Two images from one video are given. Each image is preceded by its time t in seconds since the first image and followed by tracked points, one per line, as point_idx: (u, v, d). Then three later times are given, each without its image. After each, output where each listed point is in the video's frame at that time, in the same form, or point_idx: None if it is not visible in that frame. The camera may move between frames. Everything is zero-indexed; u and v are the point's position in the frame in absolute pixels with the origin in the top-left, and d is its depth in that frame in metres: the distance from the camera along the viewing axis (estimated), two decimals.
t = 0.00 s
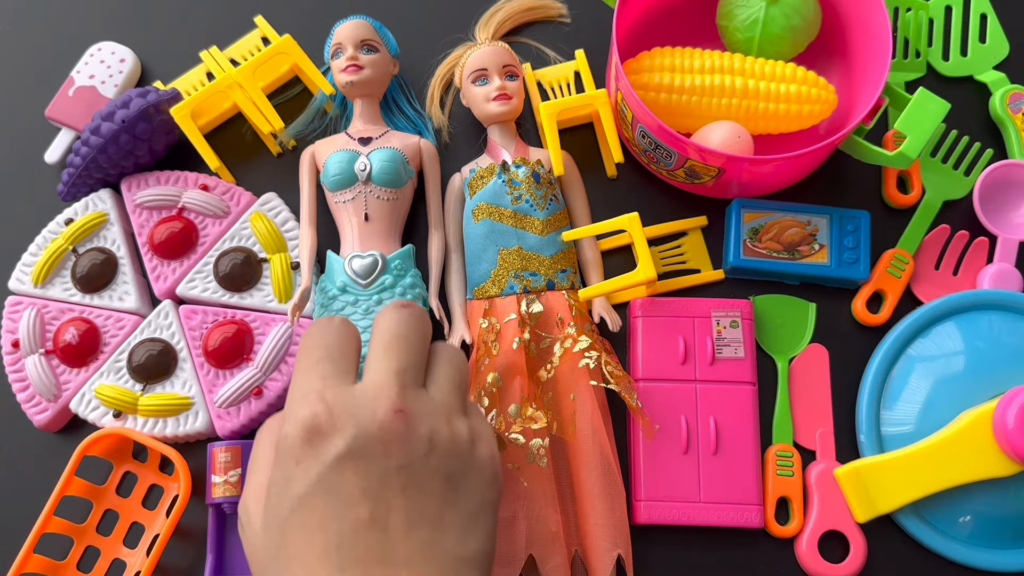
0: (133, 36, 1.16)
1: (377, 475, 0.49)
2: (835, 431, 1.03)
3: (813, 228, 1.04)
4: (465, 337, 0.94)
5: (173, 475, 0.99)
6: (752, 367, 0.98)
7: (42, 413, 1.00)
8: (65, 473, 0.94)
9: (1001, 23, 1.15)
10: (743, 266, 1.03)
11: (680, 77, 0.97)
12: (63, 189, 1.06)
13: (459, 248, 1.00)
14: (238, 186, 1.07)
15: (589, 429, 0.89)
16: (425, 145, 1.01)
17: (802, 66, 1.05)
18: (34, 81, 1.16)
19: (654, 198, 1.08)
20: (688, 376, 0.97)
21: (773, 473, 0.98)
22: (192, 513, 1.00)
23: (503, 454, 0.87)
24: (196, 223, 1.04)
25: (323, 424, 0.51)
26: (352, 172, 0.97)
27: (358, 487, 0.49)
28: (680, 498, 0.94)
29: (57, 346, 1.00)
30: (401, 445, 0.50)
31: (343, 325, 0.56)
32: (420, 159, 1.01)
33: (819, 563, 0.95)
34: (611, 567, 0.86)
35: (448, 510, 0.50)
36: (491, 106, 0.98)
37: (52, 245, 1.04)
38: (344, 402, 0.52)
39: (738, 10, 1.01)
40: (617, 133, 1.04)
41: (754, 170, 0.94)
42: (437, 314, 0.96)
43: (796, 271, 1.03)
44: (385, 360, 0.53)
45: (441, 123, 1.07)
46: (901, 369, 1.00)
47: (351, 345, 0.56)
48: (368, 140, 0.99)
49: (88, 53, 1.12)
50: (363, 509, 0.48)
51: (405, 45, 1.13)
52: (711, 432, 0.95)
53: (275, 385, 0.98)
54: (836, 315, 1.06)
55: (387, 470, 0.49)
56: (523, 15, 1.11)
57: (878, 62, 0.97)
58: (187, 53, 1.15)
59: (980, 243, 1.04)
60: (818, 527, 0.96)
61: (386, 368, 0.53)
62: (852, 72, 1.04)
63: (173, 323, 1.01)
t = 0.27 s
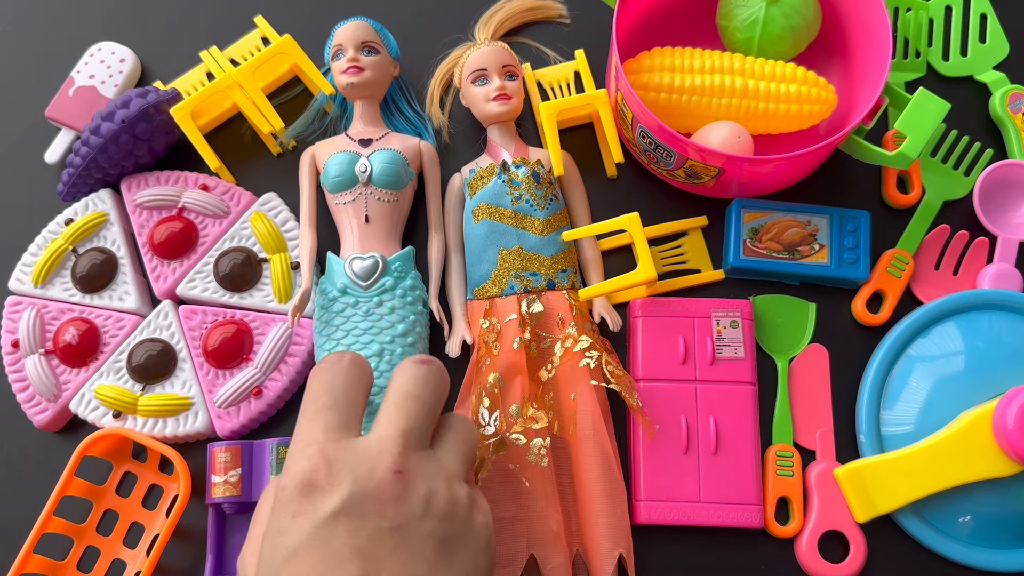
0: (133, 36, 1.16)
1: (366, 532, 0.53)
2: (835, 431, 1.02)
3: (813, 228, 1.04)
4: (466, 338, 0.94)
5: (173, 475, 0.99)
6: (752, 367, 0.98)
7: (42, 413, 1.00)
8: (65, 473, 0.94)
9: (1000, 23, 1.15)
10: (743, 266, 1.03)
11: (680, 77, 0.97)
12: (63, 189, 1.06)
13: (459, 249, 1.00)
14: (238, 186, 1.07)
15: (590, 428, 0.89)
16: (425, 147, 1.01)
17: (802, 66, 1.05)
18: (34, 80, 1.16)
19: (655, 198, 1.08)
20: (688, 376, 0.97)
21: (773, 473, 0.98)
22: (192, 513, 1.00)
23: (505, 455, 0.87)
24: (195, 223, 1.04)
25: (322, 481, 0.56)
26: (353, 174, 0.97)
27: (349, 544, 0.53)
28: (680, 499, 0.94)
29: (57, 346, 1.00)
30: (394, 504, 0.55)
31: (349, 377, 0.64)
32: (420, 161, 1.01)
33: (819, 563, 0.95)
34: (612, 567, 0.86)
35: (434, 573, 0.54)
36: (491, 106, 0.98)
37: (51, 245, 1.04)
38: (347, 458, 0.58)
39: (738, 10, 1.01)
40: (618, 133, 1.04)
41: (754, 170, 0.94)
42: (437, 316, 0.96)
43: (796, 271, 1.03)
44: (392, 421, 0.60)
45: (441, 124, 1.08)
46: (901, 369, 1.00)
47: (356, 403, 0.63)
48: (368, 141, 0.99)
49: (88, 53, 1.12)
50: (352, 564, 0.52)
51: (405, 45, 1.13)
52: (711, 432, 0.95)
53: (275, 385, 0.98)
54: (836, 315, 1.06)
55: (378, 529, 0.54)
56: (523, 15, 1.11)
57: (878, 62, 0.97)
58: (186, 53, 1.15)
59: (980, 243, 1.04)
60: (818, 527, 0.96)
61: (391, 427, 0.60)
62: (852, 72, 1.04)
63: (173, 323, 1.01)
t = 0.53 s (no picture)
0: (133, 36, 1.16)
1: (367, 547, 0.54)
2: (834, 431, 1.02)
3: (812, 227, 1.04)
4: (469, 337, 0.94)
5: (174, 475, 0.99)
6: (752, 367, 0.98)
7: (42, 413, 1.00)
8: (65, 473, 0.94)
9: (1000, 23, 1.15)
10: (743, 266, 1.03)
11: (680, 77, 0.97)
12: (63, 189, 1.05)
13: (459, 249, 1.00)
14: (238, 186, 1.07)
15: (594, 427, 0.89)
16: (434, 155, 1.02)
17: (802, 66, 1.05)
18: (34, 80, 1.16)
19: (654, 198, 1.08)
20: (688, 376, 0.97)
21: (773, 473, 0.98)
22: (193, 513, 1.00)
23: (509, 454, 0.87)
24: (195, 223, 1.04)
25: (328, 492, 0.56)
26: (366, 171, 0.96)
27: (349, 555, 0.53)
28: (680, 498, 0.94)
29: (57, 346, 1.00)
30: (400, 522, 0.56)
31: (366, 386, 0.61)
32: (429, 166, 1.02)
33: (819, 563, 0.95)
34: (617, 565, 0.85)
35: None
36: (491, 106, 0.98)
37: (52, 245, 1.04)
38: (356, 473, 0.58)
39: (738, 10, 1.01)
40: (617, 134, 1.04)
41: (754, 170, 0.94)
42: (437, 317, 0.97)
43: (796, 271, 1.03)
44: (403, 441, 0.61)
45: (442, 125, 1.08)
46: (901, 368, 1.00)
47: (369, 411, 0.61)
48: (380, 141, 0.99)
49: (88, 53, 1.12)
50: None
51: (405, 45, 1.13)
52: (711, 432, 0.95)
53: (275, 385, 0.98)
54: (836, 315, 1.06)
55: (380, 544, 0.54)
56: (522, 15, 1.11)
57: (878, 62, 0.97)
58: (186, 53, 1.15)
59: (980, 243, 1.04)
60: (818, 527, 0.96)
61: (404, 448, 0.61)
62: (852, 72, 1.04)
63: (173, 323, 1.01)
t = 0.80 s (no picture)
0: (133, 37, 1.16)
1: None
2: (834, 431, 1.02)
3: (811, 227, 1.04)
4: (469, 337, 0.94)
5: (173, 475, 0.99)
6: (752, 367, 0.98)
7: (42, 414, 1.00)
8: (64, 473, 0.94)
9: (1000, 23, 1.15)
10: (742, 266, 1.03)
11: (680, 77, 0.97)
12: (57, 199, 1.07)
13: (459, 250, 0.99)
14: (227, 196, 1.07)
15: (594, 427, 0.89)
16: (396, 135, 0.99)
17: (802, 66, 1.05)
18: (33, 80, 1.16)
19: (654, 198, 1.08)
20: (688, 376, 0.97)
21: (773, 473, 0.98)
22: (193, 512, 1.00)
23: (510, 454, 0.86)
24: (184, 231, 1.05)
25: (351, 513, 0.40)
26: (331, 121, 0.91)
27: None
28: (680, 498, 0.94)
29: (56, 347, 1.00)
30: (438, 550, 0.40)
31: (392, 377, 0.42)
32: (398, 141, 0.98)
33: (819, 563, 0.95)
34: (618, 565, 0.85)
35: None
36: (491, 106, 0.98)
37: (49, 245, 1.04)
38: (383, 489, 0.41)
39: (738, 10, 1.01)
40: (617, 133, 1.04)
41: (754, 170, 0.94)
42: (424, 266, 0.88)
43: (796, 271, 1.03)
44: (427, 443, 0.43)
45: (440, 124, 1.07)
46: (902, 368, 1.00)
47: (394, 409, 0.43)
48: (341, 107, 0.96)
49: (91, 53, 1.12)
50: None
51: (405, 45, 1.13)
52: (711, 432, 0.95)
53: (275, 385, 0.98)
54: (836, 315, 1.06)
55: None
56: (522, 15, 1.10)
57: (878, 62, 0.97)
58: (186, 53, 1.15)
59: (980, 243, 1.04)
60: (818, 527, 0.96)
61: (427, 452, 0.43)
62: (852, 73, 1.04)
63: (173, 323, 1.01)
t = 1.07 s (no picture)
0: (131, 36, 1.15)
1: None
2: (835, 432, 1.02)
3: (812, 227, 1.03)
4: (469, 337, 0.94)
5: (173, 476, 0.98)
6: (753, 367, 0.98)
7: (41, 414, 1.00)
8: (63, 473, 0.94)
9: (1001, 22, 1.14)
10: (743, 266, 1.02)
11: (680, 76, 0.96)
12: (55, 199, 1.07)
13: (460, 249, 1.00)
14: (226, 196, 1.07)
15: (594, 427, 0.88)
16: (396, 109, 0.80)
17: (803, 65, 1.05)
18: (31, 80, 1.15)
19: (655, 198, 1.08)
20: (688, 377, 0.97)
21: (774, 473, 0.98)
22: (192, 513, 1.00)
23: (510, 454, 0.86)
24: (184, 231, 1.04)
25: None
26: (322, 106, 0.72)
27: None
28: (680, 499, 0.94)
29: (55, 347, 1.00)
30: None
31: (459, 503, 0.47)
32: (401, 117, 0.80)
33: (819, 563, 0.94)
34: (618, 566, 0.85)
35: None
36: (491, 105, 0.97)
37: (47, 246, 1.04)
38: None
39: (738, 9, 1.01)
40: (618, 133, 1.04)
41: (754, 170, 0.93)
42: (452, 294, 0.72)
43: (796, 271, 1.03)
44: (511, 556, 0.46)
45: (439, 123, 1.06)
46: (902, 369, 0.99)
47: (472, 528, 0.47)
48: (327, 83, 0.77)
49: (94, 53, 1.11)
50: None
51: (404, 44, 1.13)
52: (712, 432, 0.95)
53: (274, 385, 0.98)
54: (837, 316, 1.06)
55: None
56: (522, 14, 1.10)
57: (879, 62, 0.96)
58: (185, 52, 1.14)
59: (981, 243, 1.04)
60: (819, 527, 0.96)
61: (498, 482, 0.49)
62: (853, 72, 1.03)
63: (171, 324, 1.01)
